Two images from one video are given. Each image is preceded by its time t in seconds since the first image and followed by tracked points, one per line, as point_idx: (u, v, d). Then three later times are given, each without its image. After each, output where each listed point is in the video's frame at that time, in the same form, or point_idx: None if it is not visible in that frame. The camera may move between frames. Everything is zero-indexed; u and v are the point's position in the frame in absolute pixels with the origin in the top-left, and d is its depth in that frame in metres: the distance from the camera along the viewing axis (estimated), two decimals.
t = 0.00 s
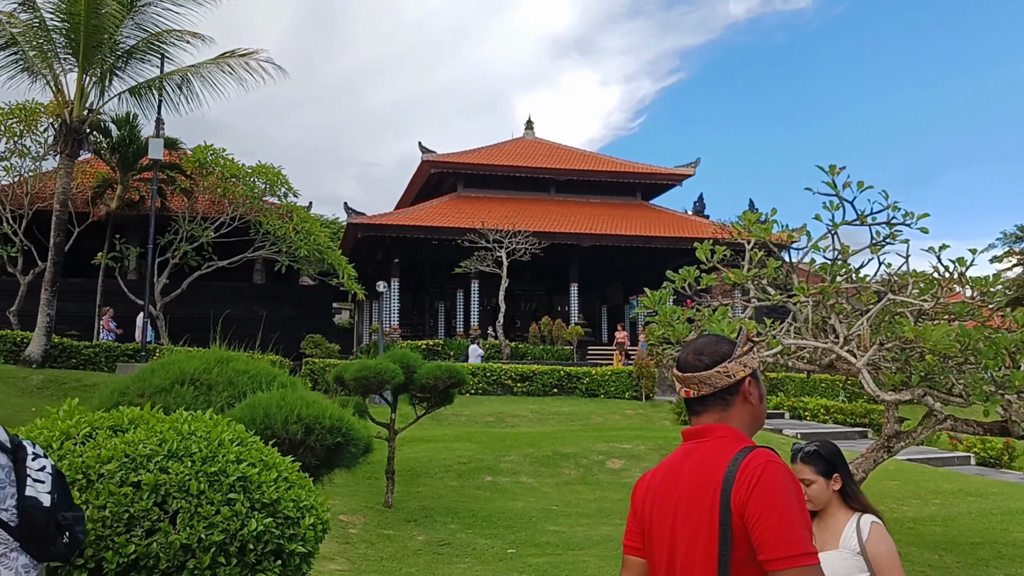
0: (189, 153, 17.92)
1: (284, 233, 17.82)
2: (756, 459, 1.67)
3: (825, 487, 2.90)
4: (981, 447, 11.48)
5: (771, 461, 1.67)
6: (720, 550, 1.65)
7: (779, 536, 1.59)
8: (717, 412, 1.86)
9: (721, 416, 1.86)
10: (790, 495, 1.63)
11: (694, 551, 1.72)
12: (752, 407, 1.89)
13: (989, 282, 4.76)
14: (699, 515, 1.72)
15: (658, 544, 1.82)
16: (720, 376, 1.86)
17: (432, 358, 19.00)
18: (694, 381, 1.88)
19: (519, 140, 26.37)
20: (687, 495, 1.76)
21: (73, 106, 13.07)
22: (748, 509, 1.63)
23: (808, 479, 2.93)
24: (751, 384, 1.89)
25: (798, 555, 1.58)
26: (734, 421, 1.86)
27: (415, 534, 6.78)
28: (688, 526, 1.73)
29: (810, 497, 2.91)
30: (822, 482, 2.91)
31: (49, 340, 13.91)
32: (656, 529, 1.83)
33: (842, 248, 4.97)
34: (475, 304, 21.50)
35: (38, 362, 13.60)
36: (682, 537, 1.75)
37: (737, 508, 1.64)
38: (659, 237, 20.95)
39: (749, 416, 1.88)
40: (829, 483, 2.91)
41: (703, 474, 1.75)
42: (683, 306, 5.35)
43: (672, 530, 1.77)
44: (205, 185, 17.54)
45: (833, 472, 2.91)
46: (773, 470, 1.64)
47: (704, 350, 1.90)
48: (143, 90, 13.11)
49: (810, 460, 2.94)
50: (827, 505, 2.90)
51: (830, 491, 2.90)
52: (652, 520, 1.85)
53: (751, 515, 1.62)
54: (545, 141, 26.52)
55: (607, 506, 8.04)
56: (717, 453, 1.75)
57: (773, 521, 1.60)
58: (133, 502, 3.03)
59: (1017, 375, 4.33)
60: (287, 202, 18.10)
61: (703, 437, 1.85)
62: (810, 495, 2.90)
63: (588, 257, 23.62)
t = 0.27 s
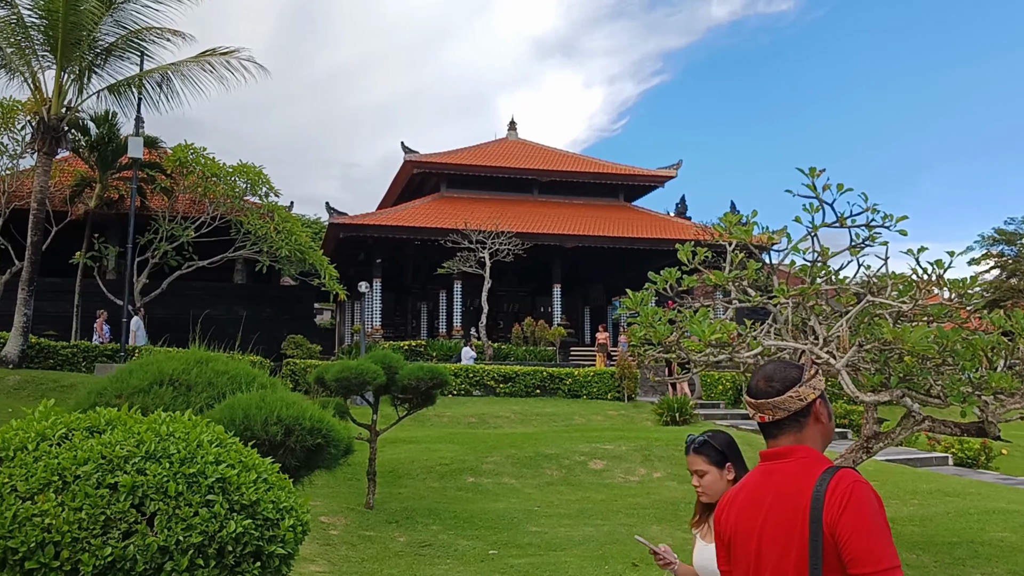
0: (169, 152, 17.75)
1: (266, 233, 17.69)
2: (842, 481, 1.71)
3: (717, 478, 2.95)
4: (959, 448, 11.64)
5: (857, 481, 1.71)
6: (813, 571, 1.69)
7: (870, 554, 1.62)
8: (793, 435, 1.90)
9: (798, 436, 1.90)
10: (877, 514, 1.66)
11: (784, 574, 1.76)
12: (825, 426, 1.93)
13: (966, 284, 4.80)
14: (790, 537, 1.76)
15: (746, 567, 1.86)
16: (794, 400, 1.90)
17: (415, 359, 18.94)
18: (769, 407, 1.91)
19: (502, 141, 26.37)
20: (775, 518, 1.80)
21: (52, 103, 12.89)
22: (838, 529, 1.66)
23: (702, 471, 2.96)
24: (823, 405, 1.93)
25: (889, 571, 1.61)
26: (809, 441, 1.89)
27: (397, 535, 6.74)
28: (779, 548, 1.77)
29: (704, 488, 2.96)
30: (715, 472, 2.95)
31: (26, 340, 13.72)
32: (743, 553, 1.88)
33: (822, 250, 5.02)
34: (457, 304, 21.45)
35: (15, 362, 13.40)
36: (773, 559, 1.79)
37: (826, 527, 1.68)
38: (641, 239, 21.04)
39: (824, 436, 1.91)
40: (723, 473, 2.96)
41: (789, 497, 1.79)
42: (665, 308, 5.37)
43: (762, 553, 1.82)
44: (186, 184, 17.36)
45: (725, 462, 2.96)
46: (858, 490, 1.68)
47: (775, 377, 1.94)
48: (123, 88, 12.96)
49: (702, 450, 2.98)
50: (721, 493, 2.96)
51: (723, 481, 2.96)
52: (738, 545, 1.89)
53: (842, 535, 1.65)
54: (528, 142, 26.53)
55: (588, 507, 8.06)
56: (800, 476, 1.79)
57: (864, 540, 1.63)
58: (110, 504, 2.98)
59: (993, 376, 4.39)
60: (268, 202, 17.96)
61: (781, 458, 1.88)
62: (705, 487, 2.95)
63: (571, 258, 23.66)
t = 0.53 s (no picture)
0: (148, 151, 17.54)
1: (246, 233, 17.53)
2: (897, 475, 1.84)
3: (628, 478, 2.49)
4: (936, 448, 11.78)
5: (913, 476, 1.84)
6: (866, 554, 1.83)
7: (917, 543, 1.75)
8: (855, 430, 2.04)
9: (860, 431, 2.03)
10: (929, 508, 1.78)
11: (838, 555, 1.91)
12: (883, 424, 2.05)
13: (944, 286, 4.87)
14: (845, 523, 1.91)
15: (802, 548, 2.02)
16: (858, 399, 2.04)
17: (396, 360, 18.86)
18: (834, 403, 2.07)
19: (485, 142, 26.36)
20: (831, 503, 1.96)
21: (28, 101, 12.69)
22: (891, 518, 1.80)
23: (610, 471, 2.51)
24: (885, 405, 2.06)
25: (937, 560, 1.74)
26: (870, 437, 2.02)
27: (377, 536, 6.71)
28: (834, 530, 1.93)
29: (612, 490, 2.50)
30: (626, 472, 2.50)
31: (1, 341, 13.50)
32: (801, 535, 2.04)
33: (801, 252, 5.06)
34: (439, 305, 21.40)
35: None
36: (828, 540, 1.94)
37: (880, 516, 1.82)
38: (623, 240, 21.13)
39: (886, 436, 2.04)
40: (633, 473, 2.50)
41: (847, 484, 1.94)
42: (646, 309, 5.38)
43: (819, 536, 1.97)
44: (165, 184, 17.13)
45: (636, 460, 2.51)
46: (910, 485, 1.81)
47: (844, 374, 2.09)
48: (100, 85, 12.80)
49: (612, 449, 2.52)
50: (632, 496, 2.50)
51: (634, 481, 2.50)
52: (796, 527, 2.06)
53: (895, 522, 1.79)
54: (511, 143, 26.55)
55: (569, 507, 8.07)
56: (858, 467, 1.93)
57: (917, 530, 1.76)
58: (85, 505, 2.94)
59: (968, 377, 4.46)
60: (249, 201, 17.80)
61: (846, 451, 2.02)
62: (613, 489, 2.50)
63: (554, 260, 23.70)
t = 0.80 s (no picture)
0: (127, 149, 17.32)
1: (226, 233, 17.36)
2: (971, 507, 2.00)
3: (535, 477, 2.40)
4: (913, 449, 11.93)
5: (984, 507, 2.00)
6: None
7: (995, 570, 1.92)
8: (920, 459, 2.18)
9: (926, 460, 2.18)
10: (1001, 537, 1.95)
11: None
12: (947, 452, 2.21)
13: (920, 289, 4.92)
14: (920, 548, 2.06)
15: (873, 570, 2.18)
16: (923, 430, 2.18)
17: (378, 361, 18.78)
18: (900, 433, 2.21)
19: (467, 143, 26.33)
20: (903, 526, 2.11)
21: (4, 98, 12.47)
22: (967, 547, 1.96)
23: (517, 467, 2.41)
24: (948, 433, 2.21)
25: None
26: (937, 465, 2.17)
27: (357, 538, 6.67)
28: (907, 552, 2.08)
29: (518, 488, 2.40)
30: (533, 470, 2.41)
31: None
32: (872, 553, 2.19)
33: (781, 254, 5.10)
34: (421, 306, 21.34)
35: None
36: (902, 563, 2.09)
37: (956, 544, 1.98)
38: (606, 242, 21.21)
39: (949, 462, 2.19)
40: (541, 471, 2.42)
41: (918, 509, 2.09)
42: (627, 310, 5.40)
43: (890, 556, 2.12)
44: (144, 183, 16.87)
45: (546, 458, 2.42)
46: (984, 516, 1.98)
47: (908, 407, 2.23)
48: (78, 83, 12.62)
49: (521, 444, 2.42)
50: (538, 495, 2.42)
51: (541, 480, 2.42)
52: (866, 551, 2.21)
53: (971, 553, 1.95)
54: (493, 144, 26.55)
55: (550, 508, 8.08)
56: (930, 496, 2.09)
57: (991, 558, 1.93)
58: (60, 507, 2.90)
59: (943, 379, 4.52)
60: (229, 201, 17.64)
61: (914, 477, 2.17)
62: (520, 488, 2.40)
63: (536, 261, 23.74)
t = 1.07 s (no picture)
0: (105, 147, 17.10)
1: (206, 232, 17.17)
2: (1016, 488, 2.15)
3: (431, 466, 2.35)
4: (891, 450, 12.06)
5: None
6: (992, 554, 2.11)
7: None
8: (962, 448, 2.33)
9: (966, 450, 2.34)
10: None
11: (960, 557, 2.18)
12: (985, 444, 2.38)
13: (898, 290, 4.97)
14: (968, 528, 2.18)
15: (920, 555, 2.28)
16: (963, 419, 2.36)
17: (359, 361, 18.69)
18: (941, 424, 2.38)
19: (450, 143, 26.29)
20: (952, 507, 2.23)
21: None
22: (1016, 524, 2.09)
23: (414, 456, 2.37)
24: (986, 426, 2.38)
25: None
26: (976, 454, 2.33)
27: (337, 539, 6.63)
28: (960, 531, 2.20)
29: (415, 478, 2.36)
30: (430, 459, 2.36)
31: None
32: (920, 537, 2.29)
33: (760, 256, 5.14)
34: (403, 306, 21.26)
35: None
36: (952, 545, 2.20)
37: (1006, 522, 2.11)
38: (588, 243, 21.27)
39: (986, 454, 2.36)
40: (438, 461, 2.36)
41: (967, 492, 2.23)
42: (608, 311, 5.42)
43: (940, 537, 2.23)
44: (122, 181, 16.66)
45: (443, 447, 2.36)
46: None
47: (948, 400, 2.41)
48: (56, 80, 12.44)
49: (418, 432, 2.38)
50: (437, 486, 2.37)
51: (439, 470, 2.36)
52: (912, 538, 2.32)
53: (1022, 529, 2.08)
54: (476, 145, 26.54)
55: (531, 509, 8.08)
56: (975, 481, 2.23)
57: None
58: (34, 509, 2.85)
59: (920, 380, 4.57)
60: (209, 200, 17.46)
61: (956, 467, 2.31)
62: (416, 477, 2.36)
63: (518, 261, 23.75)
